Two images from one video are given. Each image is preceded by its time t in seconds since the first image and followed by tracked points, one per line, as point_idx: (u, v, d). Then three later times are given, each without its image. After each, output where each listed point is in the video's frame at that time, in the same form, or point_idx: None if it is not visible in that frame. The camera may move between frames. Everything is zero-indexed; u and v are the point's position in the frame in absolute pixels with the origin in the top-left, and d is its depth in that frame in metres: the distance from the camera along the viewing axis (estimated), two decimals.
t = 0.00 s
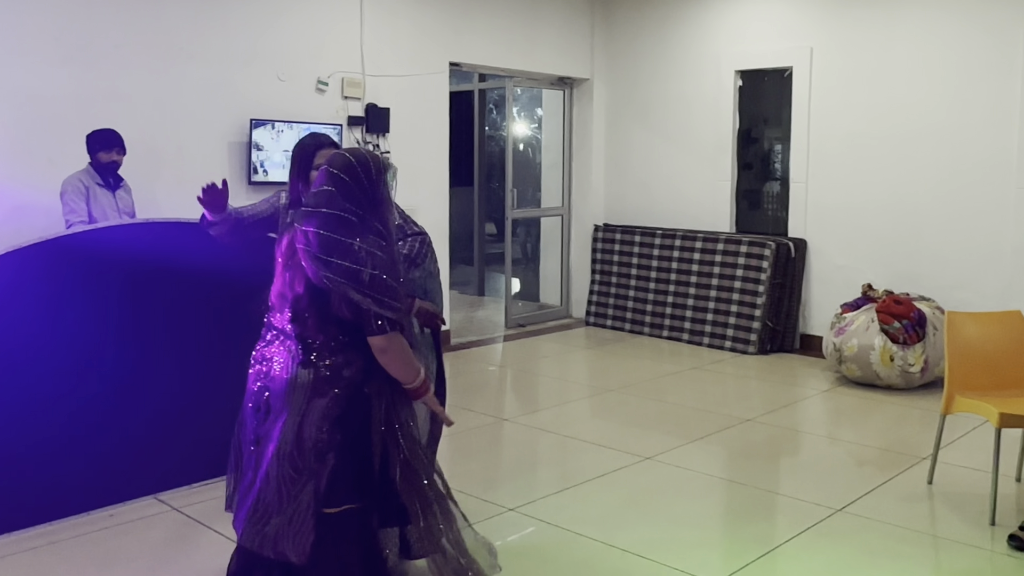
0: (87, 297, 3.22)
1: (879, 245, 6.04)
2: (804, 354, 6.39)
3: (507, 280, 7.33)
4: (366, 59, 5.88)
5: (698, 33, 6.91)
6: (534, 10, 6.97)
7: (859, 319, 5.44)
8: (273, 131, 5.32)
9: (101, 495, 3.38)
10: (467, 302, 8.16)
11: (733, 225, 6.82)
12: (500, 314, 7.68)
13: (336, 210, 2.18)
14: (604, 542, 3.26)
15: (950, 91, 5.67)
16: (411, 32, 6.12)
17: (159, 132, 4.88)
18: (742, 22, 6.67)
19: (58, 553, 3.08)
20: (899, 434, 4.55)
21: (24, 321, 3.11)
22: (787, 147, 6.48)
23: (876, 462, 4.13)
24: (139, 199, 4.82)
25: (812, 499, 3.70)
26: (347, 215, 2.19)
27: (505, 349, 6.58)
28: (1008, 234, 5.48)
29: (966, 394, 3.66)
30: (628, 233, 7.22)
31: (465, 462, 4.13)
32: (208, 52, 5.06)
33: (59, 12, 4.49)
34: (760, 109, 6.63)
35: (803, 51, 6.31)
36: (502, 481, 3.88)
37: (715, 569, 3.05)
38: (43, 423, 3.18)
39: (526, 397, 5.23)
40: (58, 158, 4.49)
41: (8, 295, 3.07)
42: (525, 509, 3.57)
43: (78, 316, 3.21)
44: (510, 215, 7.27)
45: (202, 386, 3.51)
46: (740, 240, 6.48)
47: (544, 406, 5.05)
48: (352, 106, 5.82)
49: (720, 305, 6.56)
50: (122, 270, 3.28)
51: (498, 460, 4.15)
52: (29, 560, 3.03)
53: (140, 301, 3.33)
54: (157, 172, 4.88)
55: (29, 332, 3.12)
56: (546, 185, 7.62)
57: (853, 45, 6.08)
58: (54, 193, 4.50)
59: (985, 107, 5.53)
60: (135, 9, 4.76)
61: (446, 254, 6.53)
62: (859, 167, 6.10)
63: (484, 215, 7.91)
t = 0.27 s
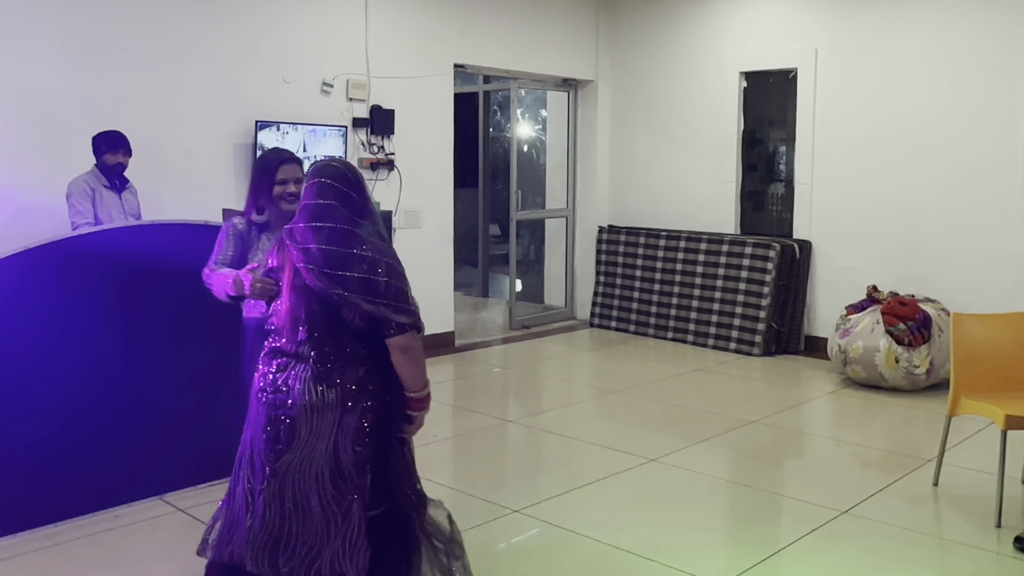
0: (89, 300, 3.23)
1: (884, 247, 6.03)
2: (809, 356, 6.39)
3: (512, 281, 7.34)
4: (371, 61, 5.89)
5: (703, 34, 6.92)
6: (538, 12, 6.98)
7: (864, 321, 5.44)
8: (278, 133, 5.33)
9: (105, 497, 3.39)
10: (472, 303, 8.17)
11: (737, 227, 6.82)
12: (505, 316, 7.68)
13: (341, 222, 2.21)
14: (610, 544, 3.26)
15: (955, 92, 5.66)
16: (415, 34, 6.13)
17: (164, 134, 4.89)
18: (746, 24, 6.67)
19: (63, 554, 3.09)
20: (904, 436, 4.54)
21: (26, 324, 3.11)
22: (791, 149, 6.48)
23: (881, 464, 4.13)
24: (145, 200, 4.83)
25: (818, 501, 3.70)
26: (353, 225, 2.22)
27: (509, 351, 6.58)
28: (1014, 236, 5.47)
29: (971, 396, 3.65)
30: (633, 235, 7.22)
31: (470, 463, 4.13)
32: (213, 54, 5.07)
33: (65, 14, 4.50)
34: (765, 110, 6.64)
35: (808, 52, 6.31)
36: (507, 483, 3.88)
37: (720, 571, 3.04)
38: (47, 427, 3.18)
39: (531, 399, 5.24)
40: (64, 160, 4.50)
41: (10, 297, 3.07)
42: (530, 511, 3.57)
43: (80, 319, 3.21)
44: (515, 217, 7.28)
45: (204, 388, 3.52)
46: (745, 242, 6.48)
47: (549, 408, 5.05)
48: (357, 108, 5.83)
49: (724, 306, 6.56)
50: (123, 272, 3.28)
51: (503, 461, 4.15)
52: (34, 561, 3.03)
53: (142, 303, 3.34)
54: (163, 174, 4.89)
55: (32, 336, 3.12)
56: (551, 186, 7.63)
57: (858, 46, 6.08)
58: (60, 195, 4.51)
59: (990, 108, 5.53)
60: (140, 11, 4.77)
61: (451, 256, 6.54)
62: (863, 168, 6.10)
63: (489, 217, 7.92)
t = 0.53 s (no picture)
0: (90, 300, 3.20)
1: (886, 248, 6.03)
2: (811, 357, 6.38)
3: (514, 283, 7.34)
4: (373, 63, 5.89)
5: (704, 36, 6.91)
6: (540, 14, 6.98)
7: (866, 322, 5.43)
8: (280, 135, 5.34)
9: (107, 497, 3.39)
10: (474, 305, 8.17)
11: (739, 229, 6.82)
12: (507, 318, 7.69)
13: (376, 205, 1.97)
14: (612, 546, 3.26)
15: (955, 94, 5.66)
16: (417, 36, 6.13)
17: (167, 136, 4.89)
18: (748, 25, 6.67)
19: (66, 553, 3.11)
20: (906, 438, 4.53)
21: (27, 325, 3.13)
22: (793, 151, 6.48)
23: (883, 466, 4.12)
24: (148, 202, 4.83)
25: (820, 503, 3.69)
26: (389, 210, 1.98)
27: (511, 352, 6.58)
28: (1016, 238, 5.47)
29: (973, 398, 3.65)
30: (635, 236, 7.22)
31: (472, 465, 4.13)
32: (215, 56, 5.08)
33: (67, 17, 4.51)
34: (767, 112, 6.64)
35: (809, 54, 6.31)
36: (509, 484, 3.89)
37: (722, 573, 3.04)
38: (48, 428, 3.18)
39: (533, 401, 5.23)
40: (66, 162, 4.51)
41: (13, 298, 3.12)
42: (531, 512, 3.57)
43: (81, 319, 3.19)
44: (516, 218, 7.28)
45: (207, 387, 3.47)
46: (747, 244, 6.48)
47: (551, 410, 5.05)
48: (358, 110, 5.84)
49: (726, 308, 6.55)
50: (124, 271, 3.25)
51: (504, 463, 4.15)
52: (37, 560, 3.06)
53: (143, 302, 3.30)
54: (166, 176, 4.90)
55: (32, 336, 3.13)
56: (553, 188, 7.63)
57: (859, 48, 6.08)
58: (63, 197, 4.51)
59: (992, 110, 5.52)
60: (142, 13, 4.78)
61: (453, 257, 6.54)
62: (865, 169, 6.10)
63: (490, 218, 7.92)
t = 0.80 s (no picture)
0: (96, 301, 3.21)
1: (887, 250, 6.03)
2: (813, 359, 6.38)
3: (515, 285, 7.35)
4: (374, 65, 5.89)
5: (705, 38, 6.92)
6: (542, 16, 6.99)
7: (867, 324, 5.43)
8: (281, 136, 5.35)
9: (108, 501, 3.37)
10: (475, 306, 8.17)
11: (740, 230, 6.82)
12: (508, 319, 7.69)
13: (435, 221, 2.18)
14: (613, 547, 3.26)
15: (957, 95, 5.66)
16: (419, 38, 6.14)
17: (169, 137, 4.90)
18: (750, 27, 6.67)
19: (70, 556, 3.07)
20: (907, 440, 4.53)
21: (31, 326, 3.09)
22: (794, 152, 6.48)
23: (884, 467, 4.12)
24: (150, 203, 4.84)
25: (821, 504, 3.69)
26: (448, 224, 2.19)
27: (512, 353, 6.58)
28: (1017, 239, 5.46)
29: (975, 399, 3.65)
30: (636, 238, 7.22)
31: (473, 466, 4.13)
32: (218, 58, 5.09)
33: (69, 18, 4.52)
34: (768, 113, 6.64)
35: (811, 55, 6.31)
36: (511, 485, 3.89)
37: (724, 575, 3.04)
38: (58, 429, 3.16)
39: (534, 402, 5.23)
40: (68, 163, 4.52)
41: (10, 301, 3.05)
42: (533, 514, 3.57)
43: (88, 320, 3.20)
44: (517, 220, 7.28)
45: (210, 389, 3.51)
46: (748, 245, 6.48)
47: (552, 411, 5.05)
48: (360, 111, 5.84)
49: (727, 309, 6.55)
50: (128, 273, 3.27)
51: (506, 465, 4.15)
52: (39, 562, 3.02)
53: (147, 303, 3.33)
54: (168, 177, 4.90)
55: (38, 338, 3.10)
56: (554, 189, 7.63)
57: (860, 49, 6.09)
58: (65, 198, 4.52)
59: (993, 112, 5.52)
60: (143, 14, 4.78)
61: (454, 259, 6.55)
62: (866, 170, 6.10)
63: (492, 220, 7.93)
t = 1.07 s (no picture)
0: (92, 301, 3.24)
1: (889, 251, 6.02)
2: (814, 361, 6.37)
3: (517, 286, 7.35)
4: (376, 66, 5.90)
5: (707, 39, 6.92)
6: (543, 18, 6.99)
7: (869, 325, 5.43)
8: (282, 138, 5.35)
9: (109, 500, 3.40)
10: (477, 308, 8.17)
11: (742, 232, 6.82)
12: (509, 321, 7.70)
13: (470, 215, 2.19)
14: (614, 549, 3.26)
15: (958, 97, 5.66)
16: (420, 40, 6.15)
17: (171, 139, 4.91)
18: (751, 28, 6.67)
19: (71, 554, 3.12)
20: (909, 441, 4.53)
21: (25, 327, 3.11)
22: (796, 154, 6.48)
23: (886, 469, 4.12)
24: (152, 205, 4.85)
25: (823, 506, 3.69)
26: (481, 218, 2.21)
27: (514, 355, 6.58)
28: (1019, 241, 5.46)
29: (977, 401, 3.64)
30: (637, 239, 7.21)
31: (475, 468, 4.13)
32: (220, 59, 5.10)
33: (71, 19, 4.52)
34: (769, 115, 6.64)
35: (812, 57, 6.32)
36: (512, 486, 3.90)
37: None
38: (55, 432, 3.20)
39: (535, 404, 5.23)
40: (70, 165, 4.52)
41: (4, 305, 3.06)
42: (534, 515, 3.57)
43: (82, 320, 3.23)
44: (519, 221, 7.29)
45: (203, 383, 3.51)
46: (749, 247, 6.48)
47: (554, 412, 5.05)
48: (362, 113, 5.85)
49: (729, 310, 6.55)
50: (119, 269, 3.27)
51: (507, 466, 4.15)
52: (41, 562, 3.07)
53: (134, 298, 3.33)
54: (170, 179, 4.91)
55: (32, 341, 3.13)
56: (556, 191, 7.64)
57: (861, 51, 6.09)
58: (67, 200, 4.53)
59: (995, 113, 5.52)
60: (145, 15, 4.79)
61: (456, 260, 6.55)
62: (868, 172, 6.10)
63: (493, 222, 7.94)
